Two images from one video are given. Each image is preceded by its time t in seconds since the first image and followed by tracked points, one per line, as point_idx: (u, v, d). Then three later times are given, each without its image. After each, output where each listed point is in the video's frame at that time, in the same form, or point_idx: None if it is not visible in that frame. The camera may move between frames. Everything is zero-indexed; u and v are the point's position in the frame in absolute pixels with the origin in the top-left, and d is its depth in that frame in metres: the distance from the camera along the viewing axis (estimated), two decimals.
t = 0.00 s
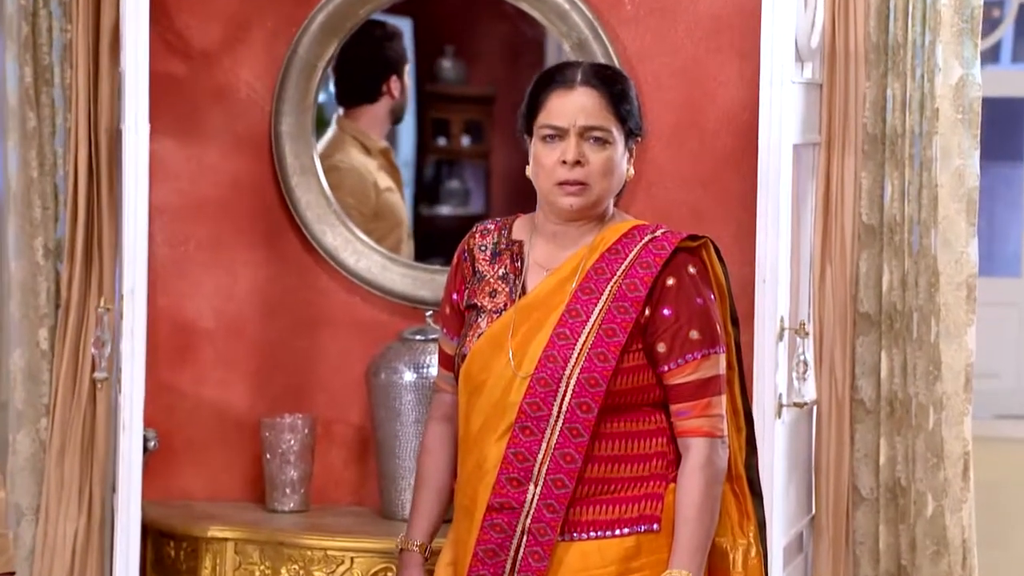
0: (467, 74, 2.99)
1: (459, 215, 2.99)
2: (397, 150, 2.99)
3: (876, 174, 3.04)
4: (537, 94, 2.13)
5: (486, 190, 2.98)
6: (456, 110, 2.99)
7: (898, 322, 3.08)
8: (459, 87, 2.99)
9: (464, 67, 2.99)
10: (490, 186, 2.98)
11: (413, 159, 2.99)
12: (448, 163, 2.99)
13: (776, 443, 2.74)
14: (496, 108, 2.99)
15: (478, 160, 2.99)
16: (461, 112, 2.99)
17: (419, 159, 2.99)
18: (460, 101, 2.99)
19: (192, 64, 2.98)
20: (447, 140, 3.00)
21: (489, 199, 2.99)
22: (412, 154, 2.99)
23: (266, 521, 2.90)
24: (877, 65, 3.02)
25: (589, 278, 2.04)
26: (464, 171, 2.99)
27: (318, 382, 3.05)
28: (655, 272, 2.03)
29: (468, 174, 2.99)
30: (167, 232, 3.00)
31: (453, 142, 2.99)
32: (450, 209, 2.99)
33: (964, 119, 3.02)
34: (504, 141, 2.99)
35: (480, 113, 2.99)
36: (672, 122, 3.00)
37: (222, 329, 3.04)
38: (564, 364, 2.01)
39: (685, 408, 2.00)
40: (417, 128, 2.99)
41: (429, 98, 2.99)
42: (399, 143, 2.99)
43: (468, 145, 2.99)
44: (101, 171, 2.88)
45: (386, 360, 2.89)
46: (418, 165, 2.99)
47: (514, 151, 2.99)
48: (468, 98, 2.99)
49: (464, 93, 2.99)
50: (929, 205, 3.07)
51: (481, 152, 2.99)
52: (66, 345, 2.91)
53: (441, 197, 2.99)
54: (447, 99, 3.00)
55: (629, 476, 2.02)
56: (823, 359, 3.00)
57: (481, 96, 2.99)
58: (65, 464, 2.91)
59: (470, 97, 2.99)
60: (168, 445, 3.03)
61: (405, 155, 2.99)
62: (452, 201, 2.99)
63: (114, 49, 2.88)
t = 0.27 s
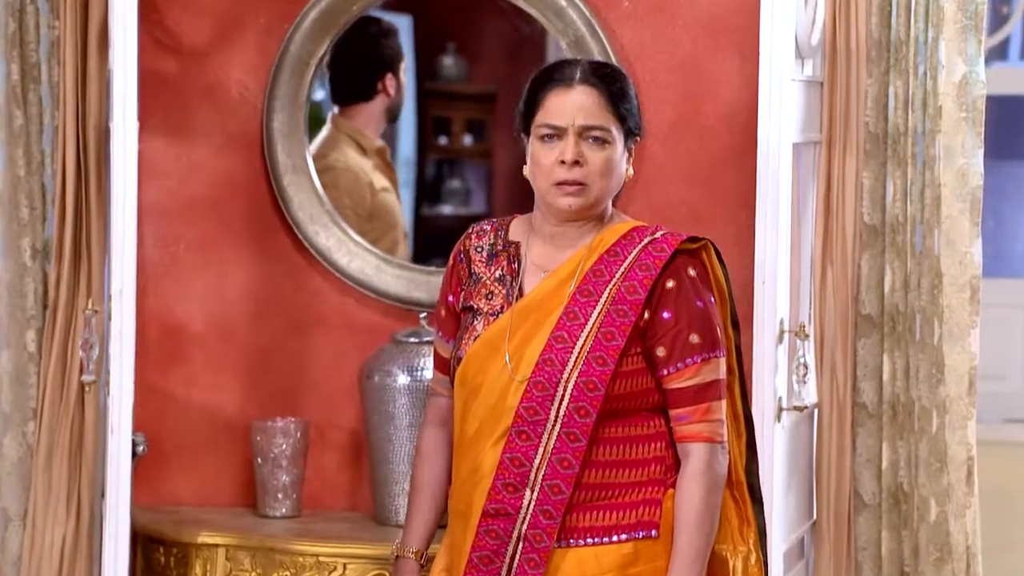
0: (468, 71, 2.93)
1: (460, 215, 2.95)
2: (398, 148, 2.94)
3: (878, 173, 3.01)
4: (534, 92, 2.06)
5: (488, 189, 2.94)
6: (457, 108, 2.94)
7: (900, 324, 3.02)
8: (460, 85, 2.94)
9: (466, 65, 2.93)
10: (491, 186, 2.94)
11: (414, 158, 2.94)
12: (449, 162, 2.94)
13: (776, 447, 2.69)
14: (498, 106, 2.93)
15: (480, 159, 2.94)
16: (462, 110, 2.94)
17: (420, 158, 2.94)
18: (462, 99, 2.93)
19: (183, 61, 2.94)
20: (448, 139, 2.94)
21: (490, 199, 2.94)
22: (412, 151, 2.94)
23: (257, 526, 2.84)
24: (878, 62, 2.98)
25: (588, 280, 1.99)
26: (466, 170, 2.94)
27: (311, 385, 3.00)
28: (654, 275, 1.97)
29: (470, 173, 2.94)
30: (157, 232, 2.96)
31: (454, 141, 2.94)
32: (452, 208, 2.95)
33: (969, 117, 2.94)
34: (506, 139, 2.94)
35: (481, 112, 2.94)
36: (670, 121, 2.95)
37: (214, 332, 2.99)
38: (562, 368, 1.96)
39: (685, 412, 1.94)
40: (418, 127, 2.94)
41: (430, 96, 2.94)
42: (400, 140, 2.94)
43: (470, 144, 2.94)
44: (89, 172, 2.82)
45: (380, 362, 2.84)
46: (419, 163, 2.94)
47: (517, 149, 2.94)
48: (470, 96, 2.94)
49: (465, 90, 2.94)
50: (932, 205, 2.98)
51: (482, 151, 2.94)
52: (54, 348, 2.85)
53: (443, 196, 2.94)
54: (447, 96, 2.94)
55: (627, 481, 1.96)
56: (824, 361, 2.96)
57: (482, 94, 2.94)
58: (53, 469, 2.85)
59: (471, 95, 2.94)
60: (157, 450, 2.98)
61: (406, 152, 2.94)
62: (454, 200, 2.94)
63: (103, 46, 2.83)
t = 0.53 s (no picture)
0: (470, 70, 2.89)
1: (462, 216, 2.91)
2: (398, 149, 2.89)
3: (879, 173, 2.98)
4: (532, 91, 2.00)
5: (490, 190, 2.90)
6: (459, 108, 2.90)
7: (900, 327, 2.99)
8: (462, 84, 2.89)
9: (469, 65, 2.89)
10: (494, 186, 2.90)
11: (416, 158, 2.89)
12: (451, 163, 2.90)
13: (775, 451, 2.65)
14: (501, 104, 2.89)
15: (482, 160, 2.90)
16: (465, 110, 2.89)
17: (421, 158, 2.89)
18: (464, 98, 2.89)
19: (175, 61, 2.91)
20: (450, 139, 2.90)
21: (493, 200, 2.91)
22: (414, 151, 2.89)
23: (250, 531, 2.81)
24: (879, 62, 2.95)
25: (584, 282, 1.94)
26: (468, 171, 2.90)
27: (305, 388, 2.97)
28: (652, 278, 1.92)
29: (472, 174, 2.90)
30: (150, 234, 2.93)
31: (456, 141, 2.90)
32: (454, 209, 2.91)
33: (971, 117, 2.90)
34: (508, 140, 2.90)
35: (483, 111, 2.90)
36: (667, 121, 2.92)
37: (206, 335, 2.95)
38: (559, 372, 1.91)
39: (681, 417, 1.88)
40: (419, 127, 2.90)
41: (431, 96, 2.90)
42: (402, 140, 2.89)
43: (472, 145, 2.90)
44: (81, 173, 2.79)
45: (374, 366, 2.81)
46: (421, 164, 2.90)
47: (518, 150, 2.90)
48: (473, 96, 2.89)
49: (468, 90, 2.89)
50: (933, 206, 2.94)
51: (485, 151, 2.90)
52: (44, 351, 2.81)
53: (445, 197, 2.90)
54: (449, 96, 2.90)
55: (623, 486, 1.91)
56: (824, 364, 2.93)
57: (485, 93, 2.89)
58: (43, 474, 2.81)
59: (474, 95, 2.89)
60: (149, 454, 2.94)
61: (407, 153, 2.89)
62: (456, 201, 2.90)
63: (94, 46, 2.80)
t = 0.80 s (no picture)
0: (471, 68, 2.85)
1: (460, 215, 2.87)
2: (398, 146, 2.86)
3: (876, 173, 2.93)
4: (525, 88, 1.97)
5: (489, 189, 2.87)
6: (460, 107, 2.86)
7: (898, 327, 2.95)
8: (463, 82, 2.85)
9: (469, 62, 2.85)
10: (493, 185, 2.87)
11: (414, 157, 2.86)
12: (451, 162, 2.86)
13: (770, 453, 2.62)
14: (500, 103, 2.85)
15: (481, 158, 2.87)
16: (464, 108, 2.86)
17: (420, 157, 2.86)
18: (462, 97, 2.86)
19: (164, 58, 2.88)
20: (448, 137, 2.86)
21: (492, 199, 2.87)
22: (413, 150, 2.86)
23: (239, 534, 2.77)
24: (875, 60, 2.91)
25: (577, 282, 1.90)
26: (467, 170, 2.86)
27: (295, 389, 2.94)
28: (645, 278, 1.88)
29: (471, 173, 2.86)
30: (139, 233, 2.90)
31: (455, 140, 2.86)
32: (453, 209, 2.87)
33: (968, 116, 2.88)
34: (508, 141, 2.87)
35: (484, 111, 2.87)
36: (662, 120, 2.89)
37: (196, 335, 2.92)
38: (550, 373, 1.87)
39: (675, 419, 1.85)
40: (418, 126, 2.86)
41: (431, 94, 2.86)
42: (401, 139, 2.86)
43: (471, 144, 2.86)
44: (69, 171, 2.75)
45: (365, 366, 2.78)
46: (420, 163, 2.86)
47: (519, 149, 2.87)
48: (472, 95, 2.86)
49: (468, 89, 2.85)
50: (930, 206, 2.91)
51: (484, 151, 2.87)
52: (30, 352, 2.78)
53: (444, 195, 2.86)
54: (449, 94, 2.86)
55: (615, 489, 1.86)
56: (820, 366, 2.90)
57: (485, 92, 2.86)
58: (30, 475, 2.78)
59: (473, 93, 2.86)
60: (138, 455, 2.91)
61: (406, 151, 2.86)
62: (455, 200, 2.86)
63: (82, 43, 2.76)
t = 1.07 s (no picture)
0: (470, 68, 2.82)
1: (460, 215, 2.84)
2: (396, 146, 2.84)
3: (873, 173, 2.90)
4: (515, 89, 1.93)
5: (489, 189, 2.83)
6: (459, 106, 2.83)
7: (894, 329, 2.94)
8: (462, 82, 2.83)
9: (468, 61, 2.82)
10: (492, 185, 2.84)
11: (413, 157, 2.83)
12: (450, 162, 2.83)
13: (763, 454, 2.59)
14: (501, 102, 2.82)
15: (481, 158, 2.83)
16: (463, 108, 2.83)
17: (418, 157, 2.83)
18: (463, 97, 2.83)
19: (155, 57, 2.86)
20: (448, 138, 2.83)
21: (491, 199, 2.84)
22: (412, 150, 2.83)
23: (230, 538, 2.75)
24: (872, 59, 2.89)
25: (569, 285, 1.86)
26: (467, 171, 2.83)
27: (287, 391, 2.91)
28: (638, 280, 1.85)
29: (471, 174, 2.83)
30: (130, 234, 2.88)
31: (455, 140, 2.83)
32: (451, 209, 2.84)
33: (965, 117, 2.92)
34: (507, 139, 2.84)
35: (481, 109, 2.84)
36: (657, 120, 2.86)
37: (187, 337, 2.90)
38: (542, 376, 1.83)
39: (667, 422, 1.82)
40: (417, 126, 2.84)
41: (431, 94, 2.83)
42: (399, 139, 2.84)
43: (471, 144, 2.83)
44: (58, 170, 2.73)
45: (356, 369, 2.76)
46: (418, 163, 2.83)
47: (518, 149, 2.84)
48: (471, 94, 2.83)
49: (468, 88, 2.83)
50: (928, 207, 2.92)
51: (484, 151, 2.84)
52: (19, 354, 2.75)
53: (443, 196, 2.84)
54: (448, 94, 2.83)
55: (608, 492, 1.83)
56: (816, 368, 2.87)
57: (485, 92, 2.83)
58: (19, 478, 2.75)
59: (472, 93, 2.83)
60: (128, 458, 2.89)
61: (405, 151, 2.84)
62: (453, 201, 2.84)
63: (71, 43, 2.74)
